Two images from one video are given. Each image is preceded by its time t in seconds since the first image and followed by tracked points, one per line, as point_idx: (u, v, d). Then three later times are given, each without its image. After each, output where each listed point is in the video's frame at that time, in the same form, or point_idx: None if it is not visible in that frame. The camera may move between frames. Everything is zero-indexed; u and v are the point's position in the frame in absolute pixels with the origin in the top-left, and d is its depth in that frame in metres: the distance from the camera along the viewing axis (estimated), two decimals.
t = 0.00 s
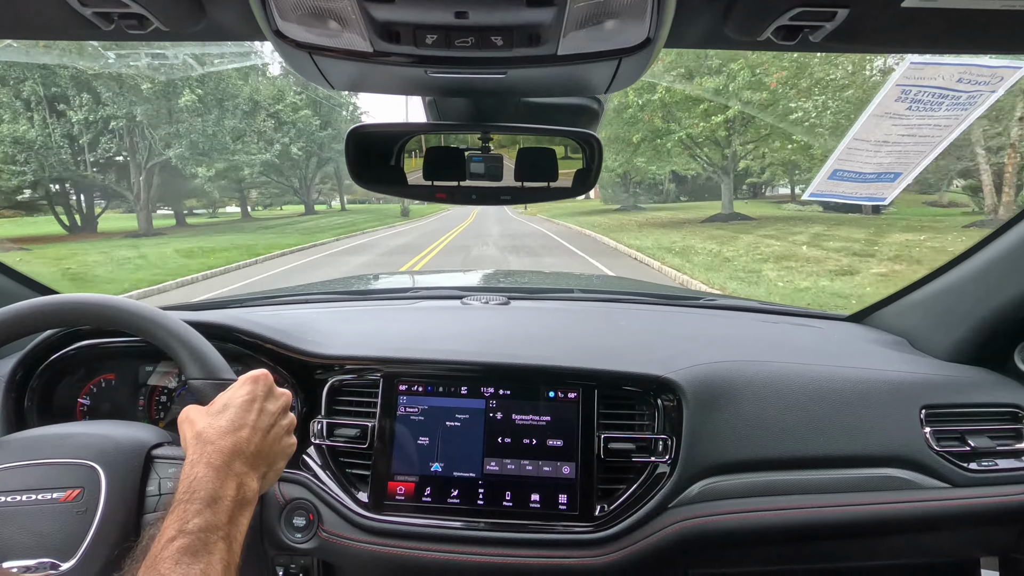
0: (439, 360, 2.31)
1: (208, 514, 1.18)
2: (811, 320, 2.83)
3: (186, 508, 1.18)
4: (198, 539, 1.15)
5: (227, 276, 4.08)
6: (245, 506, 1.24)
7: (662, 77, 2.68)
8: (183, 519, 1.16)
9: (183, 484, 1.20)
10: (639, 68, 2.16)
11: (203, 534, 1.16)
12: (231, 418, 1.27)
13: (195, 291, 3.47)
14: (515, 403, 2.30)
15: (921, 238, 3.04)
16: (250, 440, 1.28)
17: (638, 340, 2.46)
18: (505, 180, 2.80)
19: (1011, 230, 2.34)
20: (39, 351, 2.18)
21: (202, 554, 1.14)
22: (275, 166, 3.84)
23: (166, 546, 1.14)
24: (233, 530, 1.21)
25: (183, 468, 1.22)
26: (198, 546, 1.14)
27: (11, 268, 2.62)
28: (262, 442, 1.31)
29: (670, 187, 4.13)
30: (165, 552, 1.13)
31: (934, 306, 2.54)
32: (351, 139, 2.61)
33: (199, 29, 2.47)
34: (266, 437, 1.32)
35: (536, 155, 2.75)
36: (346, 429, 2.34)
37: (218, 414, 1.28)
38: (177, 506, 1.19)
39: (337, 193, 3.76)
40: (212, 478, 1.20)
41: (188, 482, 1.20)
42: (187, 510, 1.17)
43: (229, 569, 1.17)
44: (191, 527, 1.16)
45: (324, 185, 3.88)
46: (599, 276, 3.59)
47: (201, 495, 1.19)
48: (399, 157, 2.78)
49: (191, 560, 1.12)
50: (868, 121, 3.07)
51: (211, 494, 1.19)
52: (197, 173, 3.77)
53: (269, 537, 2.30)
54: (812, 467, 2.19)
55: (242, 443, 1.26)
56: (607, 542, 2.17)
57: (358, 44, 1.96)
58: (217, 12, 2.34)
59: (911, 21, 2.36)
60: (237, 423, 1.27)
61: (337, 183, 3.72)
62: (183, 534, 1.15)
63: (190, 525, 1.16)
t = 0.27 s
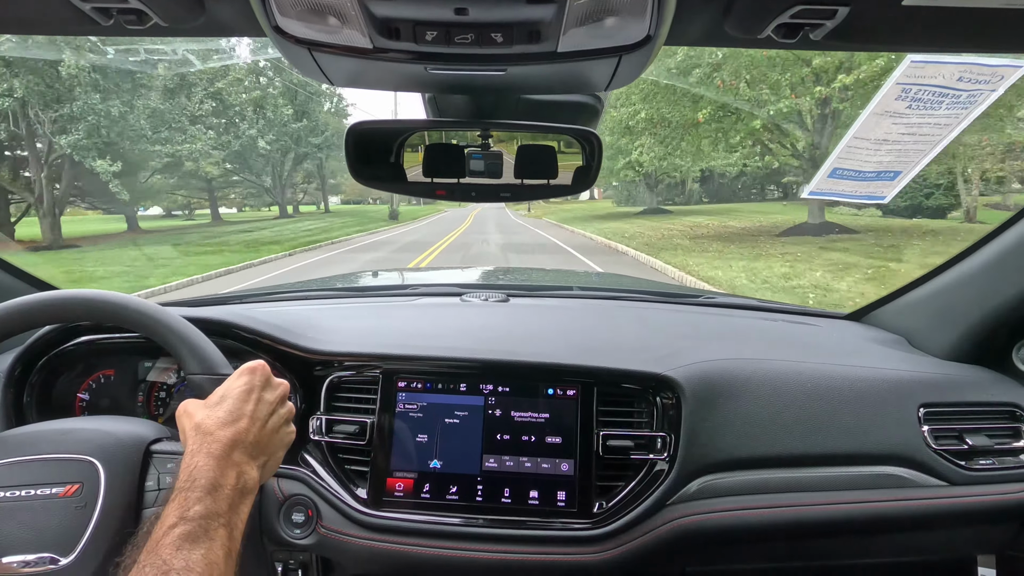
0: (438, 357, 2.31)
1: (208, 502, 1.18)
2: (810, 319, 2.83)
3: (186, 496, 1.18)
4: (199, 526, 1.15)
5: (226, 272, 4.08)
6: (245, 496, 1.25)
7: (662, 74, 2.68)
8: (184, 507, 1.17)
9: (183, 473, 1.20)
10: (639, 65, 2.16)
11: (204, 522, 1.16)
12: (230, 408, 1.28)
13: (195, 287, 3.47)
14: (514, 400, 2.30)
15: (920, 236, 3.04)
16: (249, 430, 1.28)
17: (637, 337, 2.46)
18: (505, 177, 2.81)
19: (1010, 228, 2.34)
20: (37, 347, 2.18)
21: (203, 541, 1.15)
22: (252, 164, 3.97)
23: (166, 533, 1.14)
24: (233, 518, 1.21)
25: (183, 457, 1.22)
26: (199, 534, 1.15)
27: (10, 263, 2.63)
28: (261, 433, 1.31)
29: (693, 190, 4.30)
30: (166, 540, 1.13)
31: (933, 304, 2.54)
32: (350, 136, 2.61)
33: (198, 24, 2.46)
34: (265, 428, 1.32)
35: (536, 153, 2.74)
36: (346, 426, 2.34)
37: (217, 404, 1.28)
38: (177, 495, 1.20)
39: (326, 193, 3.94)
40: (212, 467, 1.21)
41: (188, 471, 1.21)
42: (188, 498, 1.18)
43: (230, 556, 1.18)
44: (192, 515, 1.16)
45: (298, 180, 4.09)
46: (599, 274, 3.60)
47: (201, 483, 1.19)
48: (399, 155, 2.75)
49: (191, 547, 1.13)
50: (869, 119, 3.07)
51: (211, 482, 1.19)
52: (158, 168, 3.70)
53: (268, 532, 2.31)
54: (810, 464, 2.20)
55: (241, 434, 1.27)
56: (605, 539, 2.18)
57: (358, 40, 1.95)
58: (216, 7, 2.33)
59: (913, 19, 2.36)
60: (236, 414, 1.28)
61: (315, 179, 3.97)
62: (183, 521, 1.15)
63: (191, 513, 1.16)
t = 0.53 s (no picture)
0: (439, 360, 2.31)
1: (212, 512, 1.18)
2: (810, 316, 2.83)
3: (190, 507, 1.18)
4: (203, 536, 1.16)
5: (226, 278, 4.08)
6: (249, 505, 1.25)
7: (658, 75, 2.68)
8: (188, 518, 1.17)
9: (186, 484, 1.21)
10: (636, 66, 2.16)
11: (208, 532, 1.17)
12: (232, 417, 1.28)
13: (194, 294, 3.47)
14: (516, 402, 2.30)
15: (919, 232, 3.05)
16: (252, 439, 1.28)
17: (637, 337, 2.46)
18: (504, 181, 2.80)
19: (1009, 223, 2.34)
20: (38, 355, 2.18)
21: (207, 551, 1.15)
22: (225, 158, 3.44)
23: (171, 544, 1.15)
24: (237, 527, 1.21)
25: (186, 467, 1.23)
26: (203, 544, 1.15)
27: (10, 272, 2.63)
28: (264, 442, 1.31)
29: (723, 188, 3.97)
30: (171, 550, 1.13)
31: (933, 300, 2.54)
32: (348, 141, 2.61)
33: (194, 31, 2.47)
34: (268, 436, 1.32)
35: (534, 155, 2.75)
36: (348, 430, 2.34)
37: (219, 413, 1.29)
38: (181, 505, 1.20)
39: (309, 192, 3.67)
40: (215, 477, 1.21)
41: (191, 481, 1.21)
42: (191, 509, 1.18)
43: (235, 565, 1.18)
44: (196, 525, 1.16)
45: (282, 176, 3.62)
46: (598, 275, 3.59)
47: (205, 494, 1.19)
48: (397, 159, 2.77)
49: (196, 557, 1.13)
50: (866, 116, 3.23)
51: (214, 492, 1.20)
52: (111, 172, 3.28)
53: (271, 537, 2.31)
54: (812, 462, 2.20)
55: (243, 443, 1.27)
56: (608, 540, 2.17)
57: (355, 45, 1.96)
58: (212, 13, 2.33)
59: (908, 16, 2.36)
60: (238, 423, 1.28)
61: (296, 176, 3.65)
62: (187, 532, 1.16)
63: (195, 524, 1.16)
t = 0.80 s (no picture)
0: (439, 366, 2.31)
1: (216, 527, 1.17)
2: (810, 315, 2.83)
3: (194, 523, 1.16)
4: (208, 552, 1.14)
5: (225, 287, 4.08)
6: (253, 519, 1.24)
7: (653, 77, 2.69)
8: (192, 534, 1.15)
9: (190, 499, 1.19)
10: (630, 68, 2.17)
11: (213, 548, 1.15)
12: (235, 431, 1.28)
13: (194, 304, 3.47)
14: (517, 407, 2.30)
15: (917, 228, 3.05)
16: (255, 453, 1.28)
17: (638, 339, 2.46)
18: (501, 185, 2.80)
19: (1007, 218, 2.34)
20: (38, 370, 2.19)
21: (212, 568, 1.13)
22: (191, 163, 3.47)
23: (175, 561, 1.12)
24: (242, 542, 1.20)
25: (189, 483, 1.21)
26: (208, 560, 1.13)
27: (10, 287, 2.63)
28: (266, 455, 1.30)
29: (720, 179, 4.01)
30: (175, 568, 1.11)
31: (933, 296, 2.54)
32: (345, 149, 2.61)
33: (188, 43, 2.47)
34: (270, 449, 1.31)
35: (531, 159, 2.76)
36: (350, 438, 2.33)
37: (221, 427, 1.28)
38: (184, 522, 1.18)
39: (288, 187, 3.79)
40: (218, 492, 1.20)
41: (194, 496, 1.20)
42: (195, 525, 1.16)
43: None
44: (200, 541, 1.14)
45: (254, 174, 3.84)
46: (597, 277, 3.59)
47: (209, 509, 1.18)
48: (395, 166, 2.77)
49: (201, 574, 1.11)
50: (860, 114, 3.13)
51: (218, 506, 1.18)
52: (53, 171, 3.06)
53: (275, 547, 2.30)
54: (816, 461, 2.19)
55: (246, 456, 1.26)
56: (613, 543, 2.17)
57: (350, 53, 1.96)
58: (206, 24, 2.33)
59: (901, 14, 2.37)
60: (241, 436, 1.28)
61: (265, 173, 3.83)
62: (192, 548, 1.14)
63: (199, 540, 1.15)
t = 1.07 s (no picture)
0: (440, 368, 2.31)
1: (218, 541, 1.18)
2: (811, 314, 2.83)
3: (196, 536, 1.18)
4: (208, 567, 1.16)
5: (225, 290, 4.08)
6: (255, 532, 1.25)
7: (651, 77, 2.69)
8: (194, 547, 1.16)
9: (192, 512, 1.21)
10: (628, 69, 2.17)
11: (214, 562, 1.17)
12: (238, 443, 1.27)
13: (193, 308, 3.46)
14: (518, 407, 2.30)
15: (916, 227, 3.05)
16: (258, 465, 1.28)
17: (638, 339, 2.46)
18: (500, 187, 2.79)
19: (1006, 215, 2.34)
20: (38, 374, 2.18)
21: None
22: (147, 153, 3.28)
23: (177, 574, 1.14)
24: (243, 556, 1.21)
25: (192, 495, 1.22)
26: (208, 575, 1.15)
27: (10, 293, 2.63)
28: (269, 467, 1.30)
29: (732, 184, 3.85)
30: None
31: (932, 293, 2.54)
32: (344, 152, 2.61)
33: (185, 47, 2.47)
34: (274, 461, 1.31)
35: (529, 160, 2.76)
36: (351, 441, 2.33)
37: (225, 439, 1.28)
38: (187, 533, 1.20)
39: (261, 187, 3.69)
40: (220, 505, 1.21)
41: (196, 508, 1.21)
42: (197, 538, 1.18)
43: None
44: (202, 555, 1.16)
45: (218, 170, 3.72)
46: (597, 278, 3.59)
47: (211, 522, 1.19)
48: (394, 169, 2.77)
49: None
50: (861, 110, 3.27)
51: (220, 521, 1.20)
52: None
53: (276, 551, 2.30)
54: (817, 460, 2.19)
55: (249, 469, 1.26)
56: (615, 543, 2.17)
57: (348, 56, 1.97)
58: (203, 28, 2.33)
59: (898, 12, 2.37)
60: (244, 449, 1.27)
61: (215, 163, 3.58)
62: (193, 562, 1.15)
63: (200, 553, 1.16)
